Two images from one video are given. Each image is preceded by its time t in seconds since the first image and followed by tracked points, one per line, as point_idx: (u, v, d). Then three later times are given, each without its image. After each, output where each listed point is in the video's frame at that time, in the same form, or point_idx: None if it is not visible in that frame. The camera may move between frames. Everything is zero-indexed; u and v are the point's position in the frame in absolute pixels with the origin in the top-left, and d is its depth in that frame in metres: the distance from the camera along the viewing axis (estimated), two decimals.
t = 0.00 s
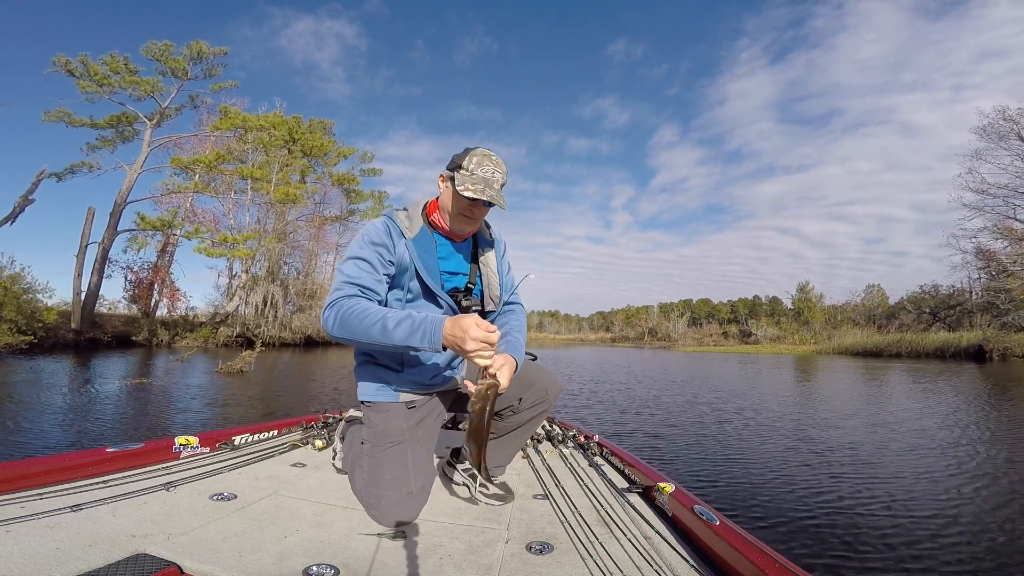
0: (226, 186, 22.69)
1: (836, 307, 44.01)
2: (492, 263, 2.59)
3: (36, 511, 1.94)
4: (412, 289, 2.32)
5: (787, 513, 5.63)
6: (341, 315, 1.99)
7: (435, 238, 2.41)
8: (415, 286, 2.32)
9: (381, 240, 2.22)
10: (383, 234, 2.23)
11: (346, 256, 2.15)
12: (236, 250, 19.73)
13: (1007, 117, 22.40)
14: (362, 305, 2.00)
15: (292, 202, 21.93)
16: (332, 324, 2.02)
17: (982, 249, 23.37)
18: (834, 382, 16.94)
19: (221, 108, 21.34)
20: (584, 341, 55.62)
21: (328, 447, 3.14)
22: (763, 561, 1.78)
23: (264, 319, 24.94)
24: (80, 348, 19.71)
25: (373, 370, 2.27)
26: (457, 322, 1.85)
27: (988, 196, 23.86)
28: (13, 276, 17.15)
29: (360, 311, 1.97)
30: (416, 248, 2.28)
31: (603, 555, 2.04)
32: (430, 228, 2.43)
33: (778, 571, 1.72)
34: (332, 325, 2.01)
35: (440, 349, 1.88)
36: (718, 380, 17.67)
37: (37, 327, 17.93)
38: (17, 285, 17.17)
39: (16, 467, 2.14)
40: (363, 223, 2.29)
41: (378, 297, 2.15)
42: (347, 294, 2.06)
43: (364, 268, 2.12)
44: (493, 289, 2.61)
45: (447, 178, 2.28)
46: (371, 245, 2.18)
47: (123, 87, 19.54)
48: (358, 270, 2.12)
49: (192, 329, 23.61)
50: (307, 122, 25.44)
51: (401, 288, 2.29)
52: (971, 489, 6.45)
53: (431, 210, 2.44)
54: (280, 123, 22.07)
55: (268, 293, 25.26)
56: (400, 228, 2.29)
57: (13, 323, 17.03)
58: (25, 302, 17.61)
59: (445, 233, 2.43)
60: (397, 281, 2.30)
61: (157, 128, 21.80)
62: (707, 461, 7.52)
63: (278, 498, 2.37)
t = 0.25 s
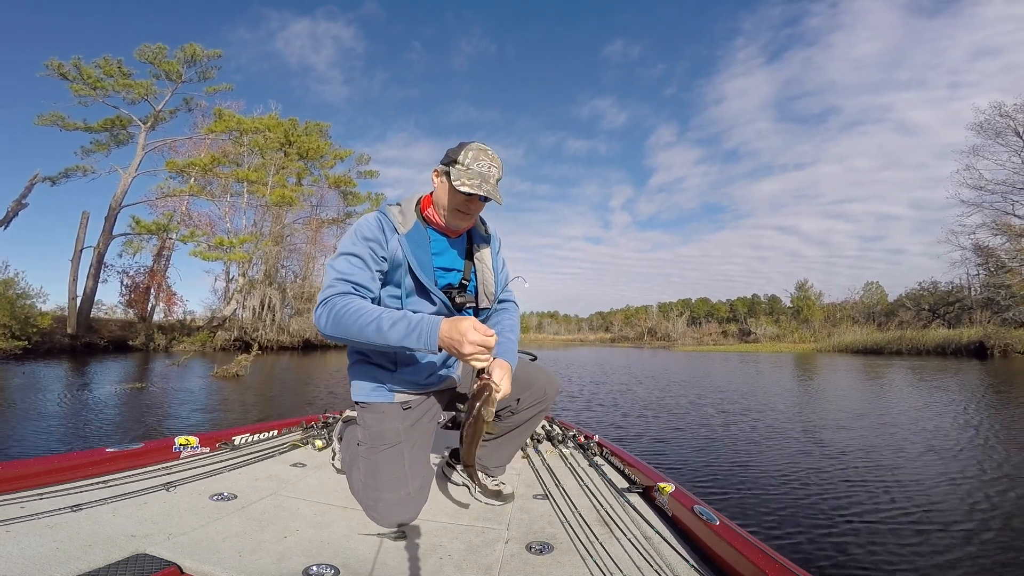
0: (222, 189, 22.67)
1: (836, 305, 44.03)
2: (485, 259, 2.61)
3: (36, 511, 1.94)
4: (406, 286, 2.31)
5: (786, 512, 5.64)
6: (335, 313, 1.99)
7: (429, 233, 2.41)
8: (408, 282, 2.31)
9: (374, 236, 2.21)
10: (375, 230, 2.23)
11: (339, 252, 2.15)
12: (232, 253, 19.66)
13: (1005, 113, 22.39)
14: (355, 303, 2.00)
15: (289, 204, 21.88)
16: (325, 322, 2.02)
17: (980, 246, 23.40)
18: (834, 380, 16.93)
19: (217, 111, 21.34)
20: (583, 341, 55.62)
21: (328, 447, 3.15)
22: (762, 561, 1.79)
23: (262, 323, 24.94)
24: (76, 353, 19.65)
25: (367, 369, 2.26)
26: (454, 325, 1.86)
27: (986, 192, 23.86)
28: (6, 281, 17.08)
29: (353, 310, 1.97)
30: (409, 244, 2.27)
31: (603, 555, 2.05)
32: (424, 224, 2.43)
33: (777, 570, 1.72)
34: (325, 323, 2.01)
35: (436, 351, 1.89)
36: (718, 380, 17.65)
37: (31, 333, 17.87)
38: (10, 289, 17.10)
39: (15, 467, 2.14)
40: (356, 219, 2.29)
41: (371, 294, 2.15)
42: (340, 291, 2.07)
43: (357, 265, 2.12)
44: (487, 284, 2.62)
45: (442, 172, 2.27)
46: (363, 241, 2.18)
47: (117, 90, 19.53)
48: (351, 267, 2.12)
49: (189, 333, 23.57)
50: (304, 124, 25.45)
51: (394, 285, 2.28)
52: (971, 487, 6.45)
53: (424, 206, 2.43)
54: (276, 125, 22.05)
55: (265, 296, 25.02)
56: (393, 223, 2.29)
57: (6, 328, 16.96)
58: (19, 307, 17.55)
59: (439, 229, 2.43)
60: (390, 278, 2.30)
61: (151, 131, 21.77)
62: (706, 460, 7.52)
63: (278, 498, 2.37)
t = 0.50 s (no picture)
0: (219, 189, 22.65)
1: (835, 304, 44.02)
2: (484, 256, 2.60)
3: (36, 511, 1.94)
4: (404, 284, 2.29)
5: (785, 513, 5.63)
6: (330, 315, 1.99)
7: (428, 230, 2.41)
8: (407, 281, 2.29)
9: (372, 233, 2.21)
10: (373, 228, 2.22)
11: (336, 250, 2.14)
12: (229, 254, 19.61)
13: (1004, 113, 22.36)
14: (351, 305, 2.00)
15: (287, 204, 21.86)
16: (321, 323, 2.02)
17: (980, 246, 23.39)
18: (834, 380, 16.91)
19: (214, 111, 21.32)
20: (583, 342, 55.63)
21: (328, 447, 3.15)
22: (763, 561, 1.78)
23: (260, 323, 24.95)
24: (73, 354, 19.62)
25: (366, 369, 2.26)
26: (453, 328, 1.85)
27: (986, 191, 23.82)
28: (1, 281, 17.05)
29: (349, 312, 1.97)
30: (407, 240, 2.26)
31: (603, 555, 2.05)
32: (424, 220, 2.43)
33: (777, 570, 1.72)
34: (322, 325, 2.01)
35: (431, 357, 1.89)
36: (717, 380, 17.66)
37: (26, 334, 17.84)
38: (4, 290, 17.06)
39: (15, 468, 2.14)
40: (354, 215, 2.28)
41: (368, 295, 2.15)
42: (337, 292, 2.07)
43: (353, 265, 2.11)
44: (487, 282, 2.62)
45: (440, 166, 2.28)
46: (360, 240, 2.17)
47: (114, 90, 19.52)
48: (348, 267, 2.11)
49: (187, 334, 23.55)
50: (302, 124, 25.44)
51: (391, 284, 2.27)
52: (971, 487, 6.44)
53: (423, 202, 2.44)
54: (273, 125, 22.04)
55: (263, 296, 25.03)
56: (391, 220, 2.29)
57: None
58: (13, 308, 17.51)
59: (438, 225, 2.44)
60: (389, 276, 2.29)
61: (148, 131, 21.76)
62: (705, 461, 7.52)
63: (278, 498, 2.37)
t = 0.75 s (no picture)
0: (218, 187, 22.63)
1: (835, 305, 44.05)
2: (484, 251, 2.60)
3: (36, 511, 1.93)
4: (404, 281, 2.29)
5: (785, 513, 5.63)
6: (328, 314, 1.98)
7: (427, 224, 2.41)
8: (407, 277, 2.29)
9: (370, 230, 2.20)
10: (369, 225, 2.22)
11: (332, 248, 2.14)
12: (227, 252, 19.57)
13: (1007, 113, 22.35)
14: (349, 304, 1.99)
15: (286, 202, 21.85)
16: (318, 321, 2.01)
17: (980, 246, 23.41)
18: (834, 381, 16.94)
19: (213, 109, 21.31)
20: (582, 341, 55.65)
21: (328, 447, 3.15)
22: (763, 561, 1.79)
23: (258, 322, 24.97)
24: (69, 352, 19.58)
25: (365, 369, 2.26)
26: (456, 332, 1.84)
27: (988, 192, 23.79)
28: None
29: (346, 311, 1.96)
30: (407, 237, 2.26)
31: (603, 555, 2.05)
32: (422, 215, 2.43)
33: (777, 570, 1.72)
34: (319, 324, 2.01)
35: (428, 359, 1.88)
36: (716, 380, 17.67)
37: (21, 332, 17.79)
38: None
39: (16, 467, 2.14)
40: (351, 211, 2.27)
41: (366, 292, 2.14)
42: (333, 290, 2.06)
43: (349, 262, 2.11)
44: (488, 277, 2.61)
45: (439, 160, 2.27)
46: (357, 237, 2.17)
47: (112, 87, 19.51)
48: (345, 264, 2.10)
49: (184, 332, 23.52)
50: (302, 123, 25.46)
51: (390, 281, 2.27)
52: (972, 488, 6.44)
53: (422, 196, 2.44)
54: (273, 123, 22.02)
55: (262, 295, 25.04)
56: (389, 216, 2.28)
57: None
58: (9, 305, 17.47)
59: (438, 219, 2.44)
60: (388, 273, 2.29)
61: (147, 128, 21.74)
62: (704, 461, 7.50)
63: (278, 498, 2.37)
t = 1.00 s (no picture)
0: (217, 185, 22.60)
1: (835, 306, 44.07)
2: (480, 244, 2.60)
3: (36, 511, 1.93)
4: (403, 274, 2.28)
5: (783, 514, 5.63)
6: (340, 309, 1.94)
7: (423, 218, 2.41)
8: (406, 270, 2.28)
9: (370, 223, 2.18)
10: (369, 217, 2.19)
11: (334, 241, 2.09)
12: (224, 249, 19.53)
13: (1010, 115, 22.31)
14: (359, 297, 1.96)
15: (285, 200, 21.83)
16: (329, 316, 1.96)
17: (980, 248, 23.40)
18: (833, 382, 16.95)
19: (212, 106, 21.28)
20: (581, 341, 55.68)
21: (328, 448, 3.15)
22: (763, 561, 1.78)
23: (256, 319, 24.96)
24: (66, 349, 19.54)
25: (362, 364, 2.21)
26: (472, 318, 1.85)
27: (990, 194, 23.74)
28: None
29: (360, 304, 1.93)
30: (406, 229, 2.25)
31: (603, 555, 2.04)
32: (419, 208, 2.42)
33: (777, 570, 1.71)
34: (330, 319, 1.96)
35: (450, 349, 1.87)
36: (715, 380, 17.67)
37: (16, 328, 17.75)
38: None
39: (15, 467, 2.14)
40: (348, 203, 2.23)
41: (371, 285, 2.12)
42: (341, 283, 2.01)
43: (353, 254, 2.08)
44: (484, 271, 2.61)
45: (438, 152, 2.27)
46: (358, 229, 2.14)
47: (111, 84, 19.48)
48: (349, 257, 2.07)
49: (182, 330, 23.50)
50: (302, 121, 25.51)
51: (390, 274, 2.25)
52: (971, 490, 6.43)
53: (418, 190, 2.43)
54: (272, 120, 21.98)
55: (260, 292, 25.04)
56: (387, 209, 2.26)
57: None
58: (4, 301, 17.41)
59: (434, 213, 2.44)
60: (387, 266, 2.27)
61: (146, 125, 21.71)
62: (703, 461, 7.50)
63: (278, 498, 2.37)
